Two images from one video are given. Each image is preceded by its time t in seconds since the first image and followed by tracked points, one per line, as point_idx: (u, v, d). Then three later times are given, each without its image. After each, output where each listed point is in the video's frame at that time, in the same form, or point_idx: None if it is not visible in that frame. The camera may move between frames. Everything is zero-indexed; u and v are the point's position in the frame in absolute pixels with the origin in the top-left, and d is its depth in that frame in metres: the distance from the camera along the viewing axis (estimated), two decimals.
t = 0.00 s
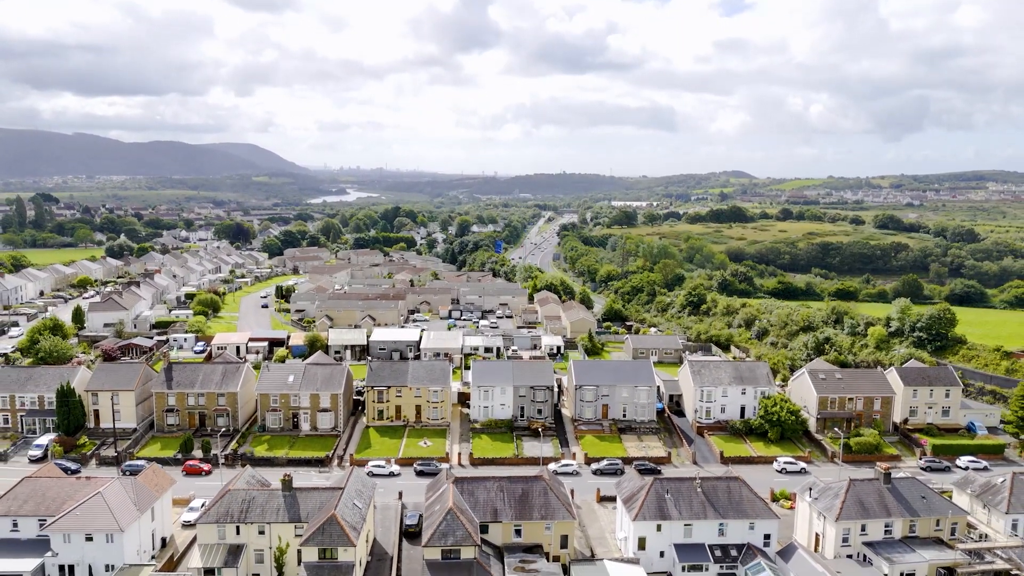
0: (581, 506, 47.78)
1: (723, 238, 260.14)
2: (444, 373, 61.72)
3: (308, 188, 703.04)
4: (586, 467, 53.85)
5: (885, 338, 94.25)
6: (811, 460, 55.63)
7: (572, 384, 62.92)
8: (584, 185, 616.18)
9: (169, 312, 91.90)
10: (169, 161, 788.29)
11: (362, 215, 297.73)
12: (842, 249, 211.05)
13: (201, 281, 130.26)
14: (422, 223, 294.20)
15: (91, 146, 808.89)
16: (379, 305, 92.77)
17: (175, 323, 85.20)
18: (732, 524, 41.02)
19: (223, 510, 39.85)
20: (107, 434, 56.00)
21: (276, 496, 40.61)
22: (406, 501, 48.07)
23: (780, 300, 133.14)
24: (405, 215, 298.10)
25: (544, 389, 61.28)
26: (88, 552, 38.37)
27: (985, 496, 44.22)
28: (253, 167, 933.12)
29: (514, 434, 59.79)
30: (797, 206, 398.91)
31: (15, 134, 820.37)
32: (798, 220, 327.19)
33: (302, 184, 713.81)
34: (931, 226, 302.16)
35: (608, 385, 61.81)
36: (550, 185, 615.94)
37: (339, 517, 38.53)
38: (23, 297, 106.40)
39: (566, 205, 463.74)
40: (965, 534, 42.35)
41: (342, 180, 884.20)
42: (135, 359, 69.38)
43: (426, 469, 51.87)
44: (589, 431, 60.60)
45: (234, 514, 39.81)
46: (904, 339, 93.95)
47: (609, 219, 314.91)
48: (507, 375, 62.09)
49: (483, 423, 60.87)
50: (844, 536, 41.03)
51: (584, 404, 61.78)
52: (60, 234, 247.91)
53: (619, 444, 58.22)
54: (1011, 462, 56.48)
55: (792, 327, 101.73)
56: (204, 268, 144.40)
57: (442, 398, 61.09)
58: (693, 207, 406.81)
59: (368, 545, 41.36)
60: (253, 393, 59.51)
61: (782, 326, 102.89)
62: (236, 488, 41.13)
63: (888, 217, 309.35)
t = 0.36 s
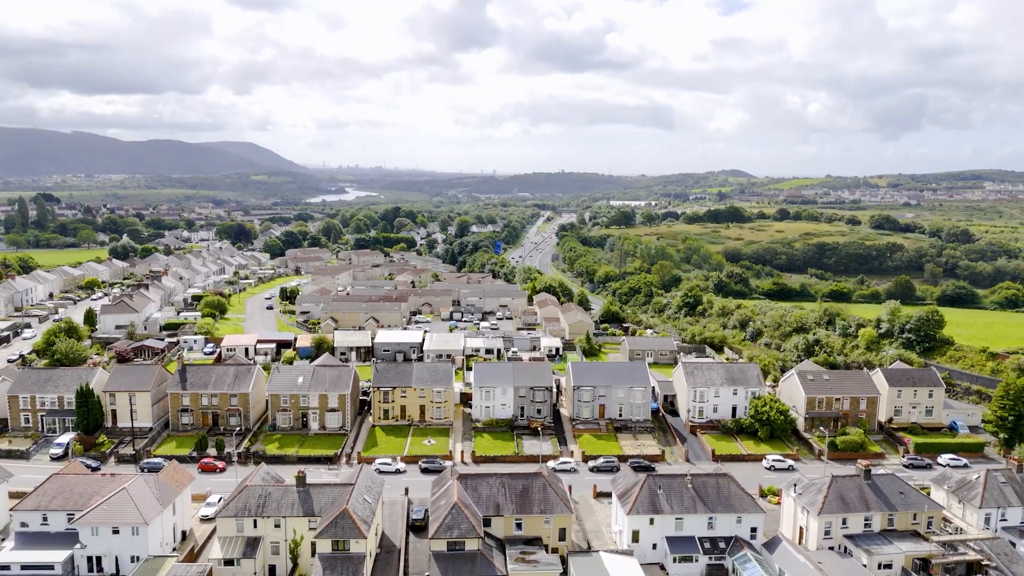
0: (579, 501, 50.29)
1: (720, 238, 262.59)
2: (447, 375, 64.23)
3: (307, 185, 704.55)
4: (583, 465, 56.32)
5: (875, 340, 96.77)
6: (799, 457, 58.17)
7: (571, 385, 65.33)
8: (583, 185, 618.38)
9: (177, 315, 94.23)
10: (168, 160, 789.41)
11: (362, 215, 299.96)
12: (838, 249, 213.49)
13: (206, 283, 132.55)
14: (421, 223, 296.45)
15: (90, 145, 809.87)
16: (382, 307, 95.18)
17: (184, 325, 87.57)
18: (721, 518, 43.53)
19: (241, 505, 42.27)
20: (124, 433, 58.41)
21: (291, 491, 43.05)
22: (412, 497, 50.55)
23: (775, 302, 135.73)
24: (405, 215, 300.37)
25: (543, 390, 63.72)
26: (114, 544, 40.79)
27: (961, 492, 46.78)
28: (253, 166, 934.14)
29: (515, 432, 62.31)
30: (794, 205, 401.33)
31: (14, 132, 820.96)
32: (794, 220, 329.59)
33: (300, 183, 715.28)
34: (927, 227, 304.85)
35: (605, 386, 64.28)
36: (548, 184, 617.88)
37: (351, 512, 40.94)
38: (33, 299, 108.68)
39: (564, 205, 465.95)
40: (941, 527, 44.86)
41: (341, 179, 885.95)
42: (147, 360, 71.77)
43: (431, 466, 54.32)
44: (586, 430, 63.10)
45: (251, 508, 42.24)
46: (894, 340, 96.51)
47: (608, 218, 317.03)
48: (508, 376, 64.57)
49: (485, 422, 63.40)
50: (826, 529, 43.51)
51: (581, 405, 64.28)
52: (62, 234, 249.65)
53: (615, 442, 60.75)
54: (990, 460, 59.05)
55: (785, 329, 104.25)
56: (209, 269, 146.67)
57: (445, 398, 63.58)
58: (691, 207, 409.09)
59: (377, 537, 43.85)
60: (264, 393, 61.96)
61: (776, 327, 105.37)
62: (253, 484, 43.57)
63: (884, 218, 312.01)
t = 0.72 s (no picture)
0: (577, 497, 52.81)
1: (718, 239, 264.84)
2: (450, 376, 66.68)
3: (306, 184, 706.17)
4: (581, 463, 58.83)
5: (866, 341, 99.14)
6: (788, 455, 60.69)
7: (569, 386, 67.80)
8: (582, 184, 620.35)
9: (186, 317, 96.62)
10: (168, 160, 790.92)
11: (363, 215, 302.09)
12: (834, 249, 215.67)
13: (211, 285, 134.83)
14: (421, 223, 298.58)
15: (90, 143, 811.08)
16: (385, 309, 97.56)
17: (193, 327, 89.97)
18: (711, 512, 46.06)
19: (257, 500, 44.77)
20: (140, 432, 60.82)
21: (304, 488, 45.53)
22: (418, 493, 53.03)
23: (770, 303, 138.12)
24: (406, 215, 302.59)
25: (542, 391, 66.16)
26: (139, 537, 43.27)
27: (939, 488, 49.23)
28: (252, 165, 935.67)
29: (515, 432, 64.77)
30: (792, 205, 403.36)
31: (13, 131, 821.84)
32: (792, 220, 331.74)
33: (300, 181, 716.46)
34: (923, 227, 307.14)
35: (602, 387, 66.72)
36: (547, 183, 619.61)
37: (361, 508, 43.41)
38: (44, 301, 111.15)
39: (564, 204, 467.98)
40: (919, 521, 47.37)
41: (340, 177, 887.38)
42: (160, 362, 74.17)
43: (436, 464, 56.80)
44: (584, 430, 65.57)
45: (267, 503, 44.73)
46: (885, 341, 98.96)
47: (607, 218, 318.95)
48: (509, 377, 67.00)
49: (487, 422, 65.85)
50: (809, 523, 46.03)
51: (579, 405, 66.75)
52: (66, 234, 251.92)
53: (612, 441, 63.25)
54: (971, 458, 61.57)
55: (779, 329, 106.63)
56: (213, 271, 148.93)
57: (448, 399, 66.02)
58: (689, 207, 410.97)
59: (385, 531, 46.34)
60: (274, 394, 64.39)
61: (770, 328, 107.75)
62: (268, 480, 46.03)
63: (881, 218, 314.28)
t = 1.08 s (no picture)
0: (575, 494, 55.30)
1: (716, 239, 267.14)
2: (452, 378, 69.15)
3: (306, 183, 707.92)
4: (579, 461, 61.34)
5: (858, 342, 101.56)
6: (777, 454, 63.25)
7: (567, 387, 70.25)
8: (580, 184, 622.23)
9: (194, 319, 98.97)
10: (168, 159, 792.37)
11: (364, 215, 304.26)
12: (830, 250, 218.00)
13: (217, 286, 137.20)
14: (421, 224, 300.68)
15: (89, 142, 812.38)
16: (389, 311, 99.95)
17: (202, 329, 92.35)
18: (702, 508, 48.60)
19: (272, 496, 47.21)
20: (156, 431, 63.27)
21: (316, 484, 48.00)
22: (423, 490, 55.52)
23: (765, 304, 140.48)
24: (406, 215, 304.82)
25: (542, 391, 68.62)
26: (160, 531, 45.72)
27: (920, 485, 51.74)
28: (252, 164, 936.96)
29: (515, 431, 67.26)
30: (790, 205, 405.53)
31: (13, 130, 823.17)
32: (789, 220, 333.97)
33: (299, 180, 718.39)
34: (920, 227, 309.41)
35: (600, 388, 69.15)
36: (546, 182, 621.36)
37: (371, 504, 45.87)
38: (54, 302, 113.59)
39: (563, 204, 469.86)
40: (899, 516, 49.87)
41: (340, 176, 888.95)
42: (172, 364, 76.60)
43: (440, 463, 59.32)
44: (582, 429, 68.08)
45: (281, 499, 47.19)
46: (875, 342, 101.48)
47: (606, 217, 320.94)
48: (509, 379, 69.43)
49: (488, 422, 68.35)
50: (795, 517, 48.51)
51: (577, 405, 69.21)
52: (70, 235, 254.09)
53: (608, 440, 65.77)
54: (953, 456, 64.14)
55: (773, 330, 109.03)
56: (217, 272, 151.15)
57: (451, 399, 68.48)
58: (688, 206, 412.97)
59: (393, 526, 48.74)
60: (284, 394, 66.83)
61: (765, 329, 110.15)
62: (282, 477, 48.49)
63: (878, 218, 316.58)
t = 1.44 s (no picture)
0: (572, 490, 57.82)
1: (714, 238, 269.33)
2: (455, 379, 71.63)
3: (306, 181, 709.34)
4: (577, 459, 63.88)
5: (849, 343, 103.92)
6: (768, 452, 65.83)
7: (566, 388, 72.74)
8: (580, 182, 624.19)
9: (202, 320, 101.40)
10: (167, 157, 793.68)
11: (364, 215, 306.39)
12: (827, 250, 220.32)
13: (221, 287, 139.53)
14: (422, 224, 302.66)
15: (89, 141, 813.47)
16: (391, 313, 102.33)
17: (210, 330, 94.78)
18: (693, 504, 51.17)
19: (285, 493, 49.69)
20: (169, 430, 65.79)
21: (327, 482, 50.49)
22: (427, 486, 58.03)
23: (761, 305, 142.90)
24: (406, 215, 306.90)
25: (542, 392, 71.09)
26: (179, 526, 48.17)
27: (901, 482, 54.32)
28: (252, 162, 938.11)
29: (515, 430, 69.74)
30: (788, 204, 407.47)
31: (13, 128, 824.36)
32: (787, 219, 336.00)
33: (299, 178, 719.78)
34: (917, 226, 311.47)
35: (597, 388, 71.63)
36: (545, 180, 623.34)
37: (379, 500, 48.37)
38: (64, 303, 115.98)
39: (562, 203, 471.81)
40: (881, 512, 52.41)
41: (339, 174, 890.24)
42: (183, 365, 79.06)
43: (443, 460, 61.83)
44: (580, 428, 70.55)
45: (294, 496, 49.69)
46: (867, 343, 103.95)
47: (606, 216, 322.86)
48: (510, 380, 71.90)
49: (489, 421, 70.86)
50: (782, 513, 51.06)
51: (576, 405, 71.71)
52: (72, 235, 256.11)
53: (605, 439, 68.28)
54: (937, 455, 66.66)
55: (768, 331, 111.45)
56: (222, 273, 153.48)
57: (453, 399, 70.96)
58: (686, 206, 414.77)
59: (400, 521, 51.35)
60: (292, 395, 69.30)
61: (759, 330, 112.56)
62: (294, 475, 50.98)
63: (875, 218, 318.72)
